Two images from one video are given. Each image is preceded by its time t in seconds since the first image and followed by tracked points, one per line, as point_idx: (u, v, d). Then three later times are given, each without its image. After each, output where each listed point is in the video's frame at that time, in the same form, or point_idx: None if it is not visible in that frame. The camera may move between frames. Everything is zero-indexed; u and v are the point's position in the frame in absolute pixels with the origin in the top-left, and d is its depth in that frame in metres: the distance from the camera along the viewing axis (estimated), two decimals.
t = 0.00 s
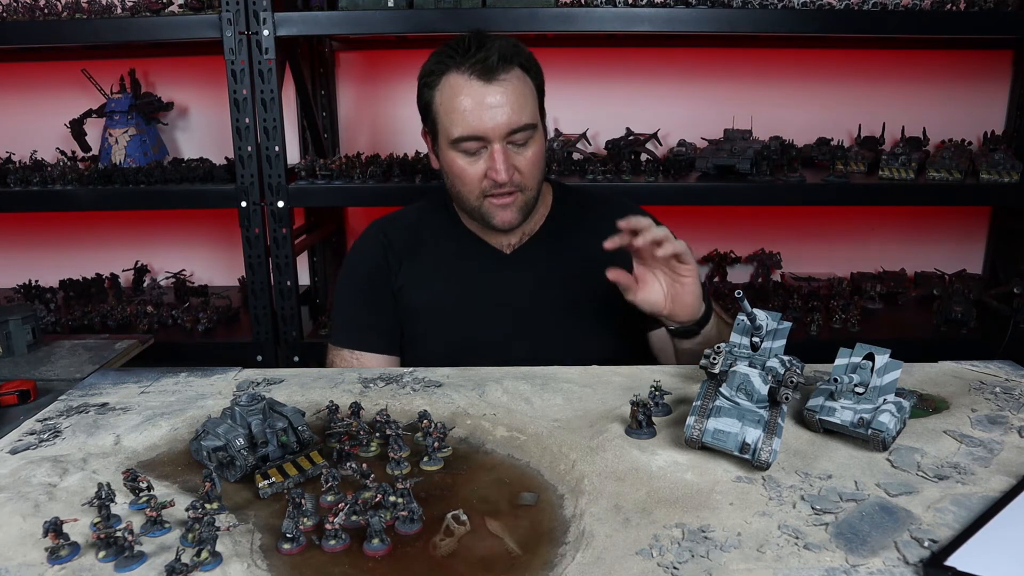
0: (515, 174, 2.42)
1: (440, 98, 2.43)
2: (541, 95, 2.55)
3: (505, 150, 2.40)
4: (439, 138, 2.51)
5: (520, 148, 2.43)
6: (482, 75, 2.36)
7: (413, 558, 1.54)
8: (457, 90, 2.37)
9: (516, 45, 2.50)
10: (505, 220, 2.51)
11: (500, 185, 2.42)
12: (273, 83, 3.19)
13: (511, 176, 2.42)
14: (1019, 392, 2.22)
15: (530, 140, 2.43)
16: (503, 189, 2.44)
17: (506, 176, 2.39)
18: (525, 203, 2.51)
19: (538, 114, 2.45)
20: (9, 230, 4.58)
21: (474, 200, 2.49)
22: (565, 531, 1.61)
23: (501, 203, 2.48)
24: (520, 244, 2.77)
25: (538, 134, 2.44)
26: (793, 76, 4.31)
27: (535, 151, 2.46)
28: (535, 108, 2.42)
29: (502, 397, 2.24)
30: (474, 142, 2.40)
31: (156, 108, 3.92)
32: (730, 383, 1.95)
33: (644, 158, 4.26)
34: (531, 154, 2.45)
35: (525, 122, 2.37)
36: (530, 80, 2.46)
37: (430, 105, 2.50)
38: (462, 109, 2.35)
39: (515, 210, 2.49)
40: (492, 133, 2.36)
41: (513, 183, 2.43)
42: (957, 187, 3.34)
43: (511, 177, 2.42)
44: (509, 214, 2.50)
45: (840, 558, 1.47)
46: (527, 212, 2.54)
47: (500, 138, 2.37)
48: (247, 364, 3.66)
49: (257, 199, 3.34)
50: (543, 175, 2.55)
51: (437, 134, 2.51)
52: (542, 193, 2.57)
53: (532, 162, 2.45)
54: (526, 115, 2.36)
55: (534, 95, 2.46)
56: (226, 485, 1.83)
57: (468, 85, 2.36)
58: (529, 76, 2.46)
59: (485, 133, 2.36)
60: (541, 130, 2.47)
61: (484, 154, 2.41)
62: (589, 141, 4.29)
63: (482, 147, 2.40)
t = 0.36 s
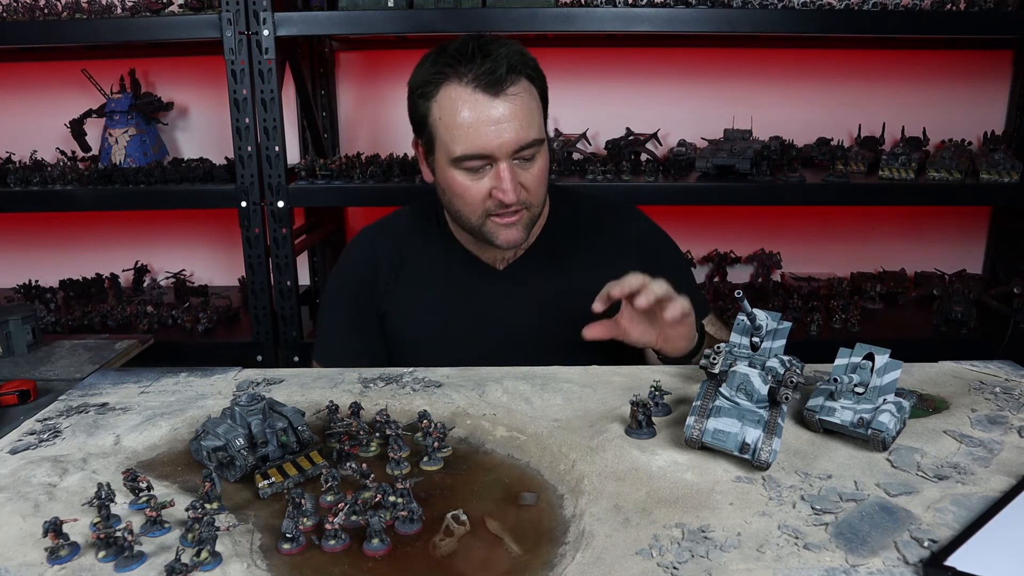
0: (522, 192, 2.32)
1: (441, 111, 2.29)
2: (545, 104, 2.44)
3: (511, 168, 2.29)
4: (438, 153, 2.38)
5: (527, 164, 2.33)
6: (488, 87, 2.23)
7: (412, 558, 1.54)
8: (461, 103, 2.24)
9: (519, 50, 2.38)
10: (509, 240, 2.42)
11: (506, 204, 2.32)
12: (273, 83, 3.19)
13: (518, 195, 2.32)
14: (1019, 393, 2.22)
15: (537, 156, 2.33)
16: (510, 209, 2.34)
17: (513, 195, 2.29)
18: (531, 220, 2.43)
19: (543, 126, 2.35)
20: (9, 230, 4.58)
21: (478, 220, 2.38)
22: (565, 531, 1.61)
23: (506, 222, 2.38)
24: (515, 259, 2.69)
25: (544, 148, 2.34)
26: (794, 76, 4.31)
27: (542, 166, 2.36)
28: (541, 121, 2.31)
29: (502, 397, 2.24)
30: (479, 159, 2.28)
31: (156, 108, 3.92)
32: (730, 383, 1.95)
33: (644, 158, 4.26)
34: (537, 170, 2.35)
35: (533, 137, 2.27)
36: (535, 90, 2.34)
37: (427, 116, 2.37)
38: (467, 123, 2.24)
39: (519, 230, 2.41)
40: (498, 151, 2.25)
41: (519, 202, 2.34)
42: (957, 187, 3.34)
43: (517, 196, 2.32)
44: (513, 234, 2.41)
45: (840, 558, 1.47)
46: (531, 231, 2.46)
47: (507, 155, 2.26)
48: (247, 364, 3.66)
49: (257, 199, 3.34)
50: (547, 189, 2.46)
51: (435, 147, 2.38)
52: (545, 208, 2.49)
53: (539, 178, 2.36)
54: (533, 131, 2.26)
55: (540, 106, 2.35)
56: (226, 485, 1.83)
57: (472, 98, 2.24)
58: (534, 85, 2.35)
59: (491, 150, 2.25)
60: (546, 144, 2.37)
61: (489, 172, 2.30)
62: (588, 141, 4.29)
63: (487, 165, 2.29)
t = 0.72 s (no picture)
0: (540, 197, 2.31)
1: (459, 110, 2.27)
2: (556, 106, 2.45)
3: (530, 171, 2.27)
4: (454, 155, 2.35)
5: (544, 166, 2.31)
6: (510, 85, 2.22)
7: (412, 558, 1.54)
8: (483, 101, 2.22)
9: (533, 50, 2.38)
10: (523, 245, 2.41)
11: (524, 209, 2.32)
12: (273, 83, 3.19)
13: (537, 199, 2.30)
14: (1019, 393, 2.22)
15: (553, 158, 2.33)
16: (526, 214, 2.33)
17: (533, 200, 2.28)
18: (544, 226, 2.43)
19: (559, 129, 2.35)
20: (9, 230, 4.58)
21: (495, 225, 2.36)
22: (565, 531, 1.61)
23: (523, 227, 2.38)
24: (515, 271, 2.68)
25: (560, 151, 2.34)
26: (795, 76, 4.31)
27: (556, 169, 2.36)
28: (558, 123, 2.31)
29: (502, 397, 2.24)
30: (499, 160, 2.25)
31: (156, 108, 3.92)
32: (730, 383, 1.95)
33: (644, 158, 4.26)
34: (552, 173, 2.34)
35: (552, 139, 2.26)
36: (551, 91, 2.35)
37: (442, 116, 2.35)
38: (489, 122, 2.21)
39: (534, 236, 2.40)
40: (519, 152, 2.22)
41: (537, 207, 2.32)
42: (958, 187, 3.34)
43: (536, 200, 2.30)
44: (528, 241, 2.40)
45: (840, 558, 1.47)
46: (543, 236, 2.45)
47: (527, 157, 2.25)
48: (247, 364, 3.66)
49: (257, 199, 3.34)
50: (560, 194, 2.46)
51: (450, 148, 2.35)
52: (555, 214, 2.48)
53: (554, 182, 2.35)
54: (552, 132, 2.25)
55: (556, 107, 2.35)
56: (226, 485, 1.83)
57: (495, 96, 2.22)
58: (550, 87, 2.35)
59: (512, 152, 2.23)
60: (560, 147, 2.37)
61: (507, 175, 2.28)
62: (589, 141, 4.28)
63: (506, 167, 2.27)
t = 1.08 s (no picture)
0: (508, 189, 2.29)
1: (443, 91, 2.31)
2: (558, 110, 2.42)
3: (503, 159, 2.28)
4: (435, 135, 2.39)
5: (522, 161, 2.30)
6: (492, 70, 2.25)
7: (412, 558, 1.54)
8: (462, 82, 2.26)
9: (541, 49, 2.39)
10: (491, 242, 2.39)
11: (489, 197, 2.30)
12: (273, 83, 3.19)
13: (506, 190, 2.29)
14: (1019, 394, 2.22)
15: (535, 155, 2.31)
16: (493, 205, 2.32)
17: (496, 187, 2.27)
18: (518, 225, 2.39)
19: (549, 126, 2.33)
20: (9, 229, 4.58)
21: (461, 212, 2.36)
22: (565, 531, 1.61)
23: (490, 218, 2.36)
24: (513, 274, 2.67)
25: (544, 148, 2.31)
26: (795, 75, 4.31)
27: (539, 168, 2.33)
28: (545, 118, 2.30)
29: (502, 398, 2.24)
30: (470, 143, 2.28)
31: (156, 108, 3.92)
32: (730, 383, 1.95)
33: (644, 158, 4.26)
34: (533, 172, 2.32)
35: (531, 131, 2.25)
36: (547, 88, 2.33)
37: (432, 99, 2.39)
38: (461, 101, 2.24)
39: (503, 233, 2.38)
40: (491, 137, 2.24)
41: (504, 199, 2.31)
42: (957, 187, 3.34)
43: (504, 191, 2.30)
44: (496, 237, 2.38)
45: (840, 558, 1.47)
46: (518, 239, 2.42)
47: (499, 145, 2.26)
48: (247, 364, 3.66)
49: (257, 199, 3.34)
50: (546, 198, 2.41)
51: (433, 130, 2.39)
52: (539, 220, 2.44)
53: (534, 182, 2.33)
54: (532, 125, 2.25)
55: (549, 104, 2.34)
56: (226, 485, 1.83)
57: (474, 79, 2.25)
58: (547, 83, 2.34)
59: (483, 135, 2.25)
60: (550, 147, 2.35)
61: (478, 160, 2.29)
62: (589, 141, 4.28)
63: (479, 152, 2.28)
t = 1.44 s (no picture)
0: (503, 192, 2.30)
1: (444, 93, 2.31)
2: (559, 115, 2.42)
3: (499, 163, 2.28)
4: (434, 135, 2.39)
5: (519, 165, 2.31)
6: (493, 74, 2.24)
7: (412, 558, 1.54)
8: (462, 85, 2.26)
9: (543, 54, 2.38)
10: (485, 244, 2.39)
11: (484, 200, 2.31)
12: (273, 83, 3.19)
13: (501, 194, 2.30)
14: (1019, 394, 2.22)
15: (532, 160, 2.31)
16: (488, 208, 2.33)
17: (491, 191, 2.27)
18: (513, 229, 2.39)
19: (548, 132, 2.32)
20: (10, 229, 4.58)
21: (456, 213, 2.37)
22: (565, 531, 1.61)
23: (485, 221, 2.36)
24: (512, 275, 2.67)
25: (542, 154, 2.31)
26: (795, 75, 4.31)
27: (536, 173, 2.33)
28: (544, 124, 2.30)
29: (502, 398, 2.24)
30: (468, 146, 2.27)
31: (156, 108, 3.92)
32: (730, 383, 1.94)
33: (644, 158, 4.26)
34: (529, 176, 2.32)
35: (530, 136, 2.25)
36: (548, 93, 2.33)
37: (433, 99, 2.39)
38: (460, 104, 2.24)
39: (497, 236, 2.38)
40: (489, 140, 2.24)
41: (499, 202, 2.32)
42: (958, 187, 3.34)
43: (499, 195, 2.30)
44: (490, 239, 2.38)
45: (840, 559, 1.47)
46: (513, 242, 2.42)
47: (497, 148, 2.26)
48: (247, 364, 3.66)
49: (257, 199, 3.34)
50: (542, 203, 2.41)
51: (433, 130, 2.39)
52: (535, 224, 2.45)
53: (530, 186, 2.33)
54: (531, 130, 2.25)
55: (549, 110, 2.33)
56: (226, 485, 1.83)
57: (475, 82, 2.25)
58: (548, 89, 2.33)
59: (481, 139, 2.24)
60: (548, 152, 2.35)
61: (475, 163, 2.29)
62: (589, 141, 4.28)
63: (476, 155, 2.28)
